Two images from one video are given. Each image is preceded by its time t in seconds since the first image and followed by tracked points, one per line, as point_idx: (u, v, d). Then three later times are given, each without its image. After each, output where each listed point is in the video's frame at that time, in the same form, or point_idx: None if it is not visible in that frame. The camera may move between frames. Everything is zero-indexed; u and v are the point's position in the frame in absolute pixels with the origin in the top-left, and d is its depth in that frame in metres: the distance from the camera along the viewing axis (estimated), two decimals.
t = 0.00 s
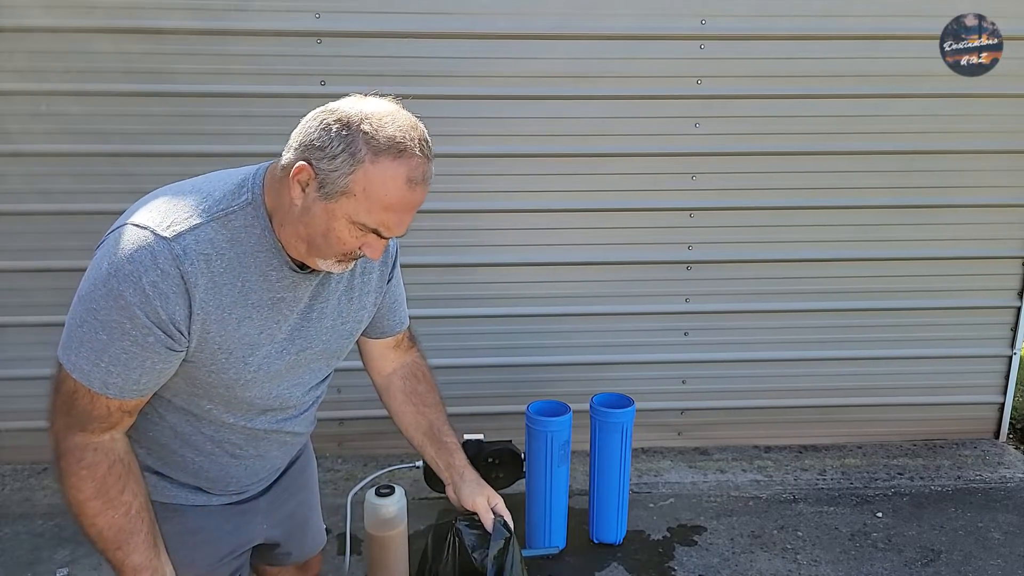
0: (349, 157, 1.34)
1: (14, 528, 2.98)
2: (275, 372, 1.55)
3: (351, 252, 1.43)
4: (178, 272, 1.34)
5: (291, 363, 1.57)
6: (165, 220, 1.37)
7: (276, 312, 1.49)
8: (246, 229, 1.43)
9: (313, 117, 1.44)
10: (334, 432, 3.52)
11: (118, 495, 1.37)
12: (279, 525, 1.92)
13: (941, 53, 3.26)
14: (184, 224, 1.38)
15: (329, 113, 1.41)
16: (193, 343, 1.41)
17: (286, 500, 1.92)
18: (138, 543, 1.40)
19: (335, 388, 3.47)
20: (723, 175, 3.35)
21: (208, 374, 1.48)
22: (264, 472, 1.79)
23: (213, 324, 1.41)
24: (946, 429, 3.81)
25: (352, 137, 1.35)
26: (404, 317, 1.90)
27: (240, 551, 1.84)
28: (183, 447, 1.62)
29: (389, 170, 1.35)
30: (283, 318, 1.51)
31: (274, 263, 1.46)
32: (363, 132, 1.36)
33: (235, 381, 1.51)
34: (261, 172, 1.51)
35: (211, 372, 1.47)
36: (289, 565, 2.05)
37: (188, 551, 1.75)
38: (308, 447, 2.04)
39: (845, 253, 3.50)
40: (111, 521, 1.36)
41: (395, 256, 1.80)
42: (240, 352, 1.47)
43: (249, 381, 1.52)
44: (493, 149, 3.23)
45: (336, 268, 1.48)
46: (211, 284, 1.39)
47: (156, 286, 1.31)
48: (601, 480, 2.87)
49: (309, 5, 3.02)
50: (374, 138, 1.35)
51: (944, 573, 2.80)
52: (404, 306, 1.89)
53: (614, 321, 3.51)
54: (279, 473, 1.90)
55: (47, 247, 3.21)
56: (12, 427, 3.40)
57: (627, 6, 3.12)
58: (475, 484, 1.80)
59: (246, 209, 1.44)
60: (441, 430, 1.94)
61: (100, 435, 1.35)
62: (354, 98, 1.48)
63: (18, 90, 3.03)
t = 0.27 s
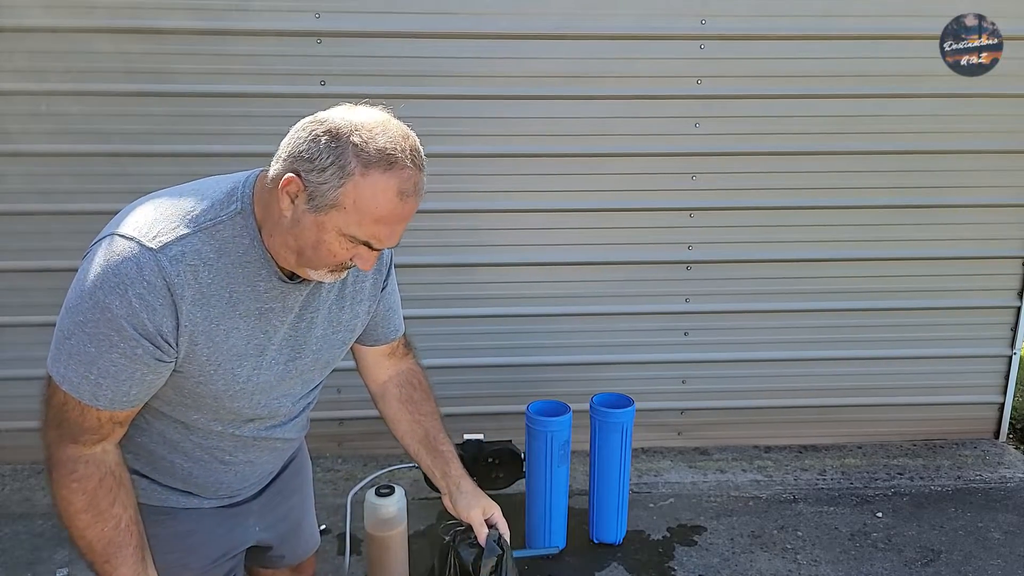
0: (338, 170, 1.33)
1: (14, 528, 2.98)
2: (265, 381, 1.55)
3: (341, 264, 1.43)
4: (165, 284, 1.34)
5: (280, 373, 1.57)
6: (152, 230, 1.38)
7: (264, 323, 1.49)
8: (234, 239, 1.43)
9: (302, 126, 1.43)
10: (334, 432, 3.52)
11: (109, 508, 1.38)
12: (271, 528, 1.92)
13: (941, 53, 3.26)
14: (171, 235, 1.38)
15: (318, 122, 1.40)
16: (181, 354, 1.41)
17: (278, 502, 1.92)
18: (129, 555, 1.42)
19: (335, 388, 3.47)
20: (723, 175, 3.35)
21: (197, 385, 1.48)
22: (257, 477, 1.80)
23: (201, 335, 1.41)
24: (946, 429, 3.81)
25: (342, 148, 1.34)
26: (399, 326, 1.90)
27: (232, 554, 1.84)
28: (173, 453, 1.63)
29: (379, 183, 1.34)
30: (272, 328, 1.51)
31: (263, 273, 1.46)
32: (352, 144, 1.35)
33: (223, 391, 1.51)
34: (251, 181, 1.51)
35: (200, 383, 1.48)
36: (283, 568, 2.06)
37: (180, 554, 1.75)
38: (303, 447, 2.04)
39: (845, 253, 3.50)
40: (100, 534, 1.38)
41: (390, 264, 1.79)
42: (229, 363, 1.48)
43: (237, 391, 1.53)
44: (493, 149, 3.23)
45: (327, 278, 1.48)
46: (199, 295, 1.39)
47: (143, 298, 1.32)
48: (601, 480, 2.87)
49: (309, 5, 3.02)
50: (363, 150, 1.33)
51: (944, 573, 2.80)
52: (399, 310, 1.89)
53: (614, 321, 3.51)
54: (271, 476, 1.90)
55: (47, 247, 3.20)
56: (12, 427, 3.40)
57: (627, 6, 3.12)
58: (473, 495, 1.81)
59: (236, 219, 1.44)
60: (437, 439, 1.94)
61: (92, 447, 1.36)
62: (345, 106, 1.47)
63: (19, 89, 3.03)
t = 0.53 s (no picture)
0: (338, 179, 1.32)
1: (14, 528, 2.97)
2: (254, 390, 1.55)
3: (340, 273, 1.42)
4: (154, 289, 1.34)
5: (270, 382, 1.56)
6: (146, 233, 1.37)
7: (255, 331, 1.49)
8: (228, 245, 1.43)
9: (303, 132, 1.42)
10: (334, 432, 3.51)
11: (75, 513, 1.39)
12: (265, 533, 1.91)
13: (941, 53, 3.26)
14: (165, 238, 1.38)
15: (319, 129, 1.39)
16: (167, 359, 1.41)
17: (271, 507, 1.92)
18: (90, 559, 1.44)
19: (335, 389, 3.47)
20: (724, 175, 3.35)
21: (184, 391, 1.48)
22: (247, 483, 1.79)
23: (188, 341, 1.41)
24: (947, 430, 3.81)
25: (343, 157, 1.33)
26: (398, 339, 1.89)
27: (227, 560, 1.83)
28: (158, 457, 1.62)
29: (380, 192, 1.33)
30: (262, 336, 1.50)
31: (257, 281, 1.45)
32: (353, 152, 1.34)
33: (212, 398, 1.51)
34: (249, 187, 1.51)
35: (188, 389, 1.47)
36: (278, 573, 2.06)
37: (172, 559, 1.73)
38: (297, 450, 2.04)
39: (846, 253, 3.50)
40: (63, 537, 1.38)
41: (388, 277, 1.79)
42: (217, 371, 1.47)
43: (225, 398, 1.52)
44: (494, 148, 3.23)
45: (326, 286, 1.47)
46: (189, 301, 1.38)
47: (130, 301, 1.31)
48: (602, 481, 2.86)
49: (309, 4, 3.02)
50: (364, 159, 1.33)
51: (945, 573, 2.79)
52: (399, 323, 1.89)
53: (614, 321, 3.51)
54: (264, 482, 1.89)
55: (47, 247, 3.20)
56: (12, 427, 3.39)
57: (627, 6, 3.11)
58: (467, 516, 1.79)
59: (231, 226, 1.44)
60: (433, 456, 1.92)
61: (66, 447, 1.35)
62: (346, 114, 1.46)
63: (18, 89, 3.02)
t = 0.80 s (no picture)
0: (337, 196, 1.31)
1: (14, 528, 2.97)
2: (249, 403, 1.55)
3: (338, 288, 1.42)
4: (148, 307, 1.33)
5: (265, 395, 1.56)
6: (140, 248, 1.36)
7: (251, 345, 1.48)
8: (224, 259, 1.42)
9: (300, 146, 1.41)
10: (334, 433, 3.51)
11: (74, 532, 1.41)
12: (261, 535, 1.92)
13: (941, 53, 3.26)
14: (159, 254, 1.37)
15: (316, 143, 1.38)
16: (163, 375, 1.41)
17: (268, 510, 1.92)
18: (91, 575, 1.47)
19: (335, 389, 3.47)
20: (724, 175, 3.35)
21: (180, 403, 1.48)
22: (243, 488, 1.80)
23: (183, 356, 1.41)
24: (947, 430, 3.81)
25: (341, 172, 1.33)
26: (397, 349, 1.89)
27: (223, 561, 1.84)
28: (155, 467, 1.63)
29: (379, 208, 1.32)
30: (258, 351, 1.50)
31: (253, 295, 1.45)
32: (352, 167, 1.33)
33: (207, 410, 1.51)
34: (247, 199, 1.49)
35: (183, 402, 1.48)
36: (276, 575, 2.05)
37: (168, 561, 1.74)
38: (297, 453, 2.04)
39: (846, 253, 3.49)
40: (62, 555, 1.41)
41: (388, 286, 1.77)
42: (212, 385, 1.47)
43: (220, 410, 1.52)
44: (494, 148, 3.23)
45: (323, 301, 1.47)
46: (184, 318, 1.38)
47: (124, 318, 1.31)
48: (602, 481, 2.86)
49: (309, 4, 3.02)
50: (363, 174, 1.32)
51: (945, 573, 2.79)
52: (396, 335, 1.88)
53: (614, 321, 3.51)
54: (262, 484, 1.90)
55: (47, 247, 3.20)
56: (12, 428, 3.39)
57: (628, 6, 3.11)
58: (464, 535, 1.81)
59: (227, 239, 1.43)
60: (431, 469, 1.93)
61: (64, 466, 1.37)
62: (343, 127, 1.45)
63: (18, 89, 3.02)
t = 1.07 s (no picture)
0: (335, 224, 1.30)
1: (14, 528, 2.97)
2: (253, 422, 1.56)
3: (337, 311, 1.42)
4: (151, 339, 1.34)
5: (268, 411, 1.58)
6: (138, 279, 1.36)
7: (252, 366, 1.48)
8: (223, 285, 1.41)
9: (293, 170, 1.39)
10: (334, 432, 3.51)
11: (95, 560, 1.44)
12: (261, 534, 1.93)
13: (941, 53, 3.26)
14: (157, 284, 1.37)
15: (310, 168, 1.36)
16: (168, 402, 1.43)
17: (268, 509, 1.92)
18: None
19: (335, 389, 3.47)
20: (724, 175, 3.35)
21: (182, 425, 1.50)
22: (243, 493, 1.81)
23: (186, 383, 1.42)
24: (947, 430, 3.81)
25: (337, 200, 1.31)
26: (401, 354, 1.87)
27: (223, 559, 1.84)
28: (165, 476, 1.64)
29: (377, 236, 1.32)
30: (260, 372, 1.50)
31: (253, 318, 1.44)
32: (347, 195, 1.32)
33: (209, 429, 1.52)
34: (244, 221, 1.47)
35: (185, 423, 1.50)
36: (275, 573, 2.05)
37: (167, 561, 1.74)
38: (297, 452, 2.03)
39: (845, 252, 3.49)
40: None
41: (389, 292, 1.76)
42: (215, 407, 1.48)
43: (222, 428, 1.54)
44: (494, 148, 3.23)
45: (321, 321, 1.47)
46: (186, 346, 1.39)
47: (127, 353, 1.32)
48: (601, 481, 2.86)
49: (309, 4, 3.02)
50: (359, 203, 1.31)
51: (945, 573, 2.79)
52: (402, 340, 1.87)
53: (614, 321, 3.51)
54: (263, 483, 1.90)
55: (47, 247, 3.20)
56: (12, 427, 3.39)
57: (627, 5, 3.11)
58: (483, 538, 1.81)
59: (226, 264, 1.42)
60: (448, 471, 1.92)
61: (83, 496, 1.39)
62: (337, 148, 1.43)
63: (18, 89, 3.02)
